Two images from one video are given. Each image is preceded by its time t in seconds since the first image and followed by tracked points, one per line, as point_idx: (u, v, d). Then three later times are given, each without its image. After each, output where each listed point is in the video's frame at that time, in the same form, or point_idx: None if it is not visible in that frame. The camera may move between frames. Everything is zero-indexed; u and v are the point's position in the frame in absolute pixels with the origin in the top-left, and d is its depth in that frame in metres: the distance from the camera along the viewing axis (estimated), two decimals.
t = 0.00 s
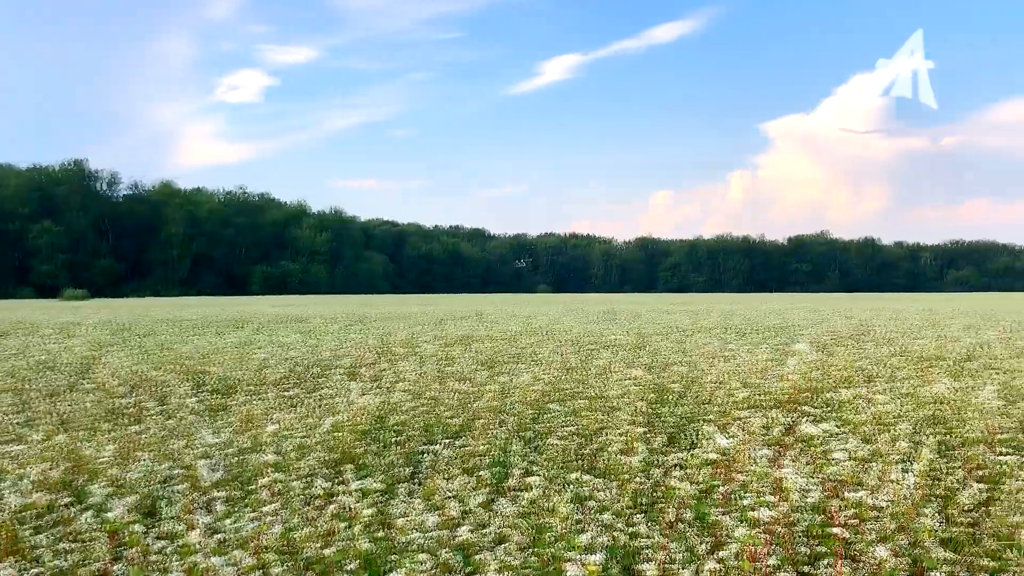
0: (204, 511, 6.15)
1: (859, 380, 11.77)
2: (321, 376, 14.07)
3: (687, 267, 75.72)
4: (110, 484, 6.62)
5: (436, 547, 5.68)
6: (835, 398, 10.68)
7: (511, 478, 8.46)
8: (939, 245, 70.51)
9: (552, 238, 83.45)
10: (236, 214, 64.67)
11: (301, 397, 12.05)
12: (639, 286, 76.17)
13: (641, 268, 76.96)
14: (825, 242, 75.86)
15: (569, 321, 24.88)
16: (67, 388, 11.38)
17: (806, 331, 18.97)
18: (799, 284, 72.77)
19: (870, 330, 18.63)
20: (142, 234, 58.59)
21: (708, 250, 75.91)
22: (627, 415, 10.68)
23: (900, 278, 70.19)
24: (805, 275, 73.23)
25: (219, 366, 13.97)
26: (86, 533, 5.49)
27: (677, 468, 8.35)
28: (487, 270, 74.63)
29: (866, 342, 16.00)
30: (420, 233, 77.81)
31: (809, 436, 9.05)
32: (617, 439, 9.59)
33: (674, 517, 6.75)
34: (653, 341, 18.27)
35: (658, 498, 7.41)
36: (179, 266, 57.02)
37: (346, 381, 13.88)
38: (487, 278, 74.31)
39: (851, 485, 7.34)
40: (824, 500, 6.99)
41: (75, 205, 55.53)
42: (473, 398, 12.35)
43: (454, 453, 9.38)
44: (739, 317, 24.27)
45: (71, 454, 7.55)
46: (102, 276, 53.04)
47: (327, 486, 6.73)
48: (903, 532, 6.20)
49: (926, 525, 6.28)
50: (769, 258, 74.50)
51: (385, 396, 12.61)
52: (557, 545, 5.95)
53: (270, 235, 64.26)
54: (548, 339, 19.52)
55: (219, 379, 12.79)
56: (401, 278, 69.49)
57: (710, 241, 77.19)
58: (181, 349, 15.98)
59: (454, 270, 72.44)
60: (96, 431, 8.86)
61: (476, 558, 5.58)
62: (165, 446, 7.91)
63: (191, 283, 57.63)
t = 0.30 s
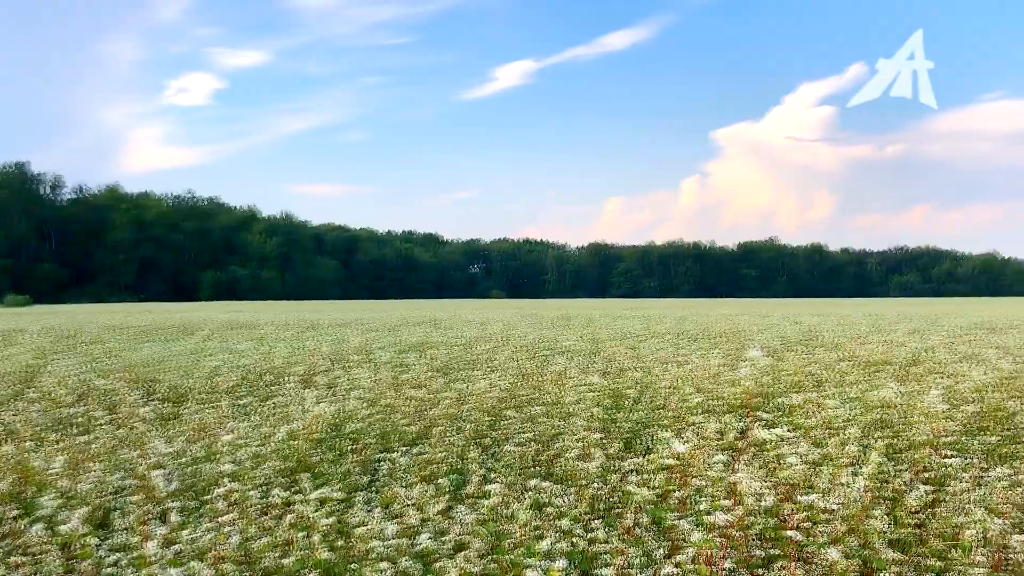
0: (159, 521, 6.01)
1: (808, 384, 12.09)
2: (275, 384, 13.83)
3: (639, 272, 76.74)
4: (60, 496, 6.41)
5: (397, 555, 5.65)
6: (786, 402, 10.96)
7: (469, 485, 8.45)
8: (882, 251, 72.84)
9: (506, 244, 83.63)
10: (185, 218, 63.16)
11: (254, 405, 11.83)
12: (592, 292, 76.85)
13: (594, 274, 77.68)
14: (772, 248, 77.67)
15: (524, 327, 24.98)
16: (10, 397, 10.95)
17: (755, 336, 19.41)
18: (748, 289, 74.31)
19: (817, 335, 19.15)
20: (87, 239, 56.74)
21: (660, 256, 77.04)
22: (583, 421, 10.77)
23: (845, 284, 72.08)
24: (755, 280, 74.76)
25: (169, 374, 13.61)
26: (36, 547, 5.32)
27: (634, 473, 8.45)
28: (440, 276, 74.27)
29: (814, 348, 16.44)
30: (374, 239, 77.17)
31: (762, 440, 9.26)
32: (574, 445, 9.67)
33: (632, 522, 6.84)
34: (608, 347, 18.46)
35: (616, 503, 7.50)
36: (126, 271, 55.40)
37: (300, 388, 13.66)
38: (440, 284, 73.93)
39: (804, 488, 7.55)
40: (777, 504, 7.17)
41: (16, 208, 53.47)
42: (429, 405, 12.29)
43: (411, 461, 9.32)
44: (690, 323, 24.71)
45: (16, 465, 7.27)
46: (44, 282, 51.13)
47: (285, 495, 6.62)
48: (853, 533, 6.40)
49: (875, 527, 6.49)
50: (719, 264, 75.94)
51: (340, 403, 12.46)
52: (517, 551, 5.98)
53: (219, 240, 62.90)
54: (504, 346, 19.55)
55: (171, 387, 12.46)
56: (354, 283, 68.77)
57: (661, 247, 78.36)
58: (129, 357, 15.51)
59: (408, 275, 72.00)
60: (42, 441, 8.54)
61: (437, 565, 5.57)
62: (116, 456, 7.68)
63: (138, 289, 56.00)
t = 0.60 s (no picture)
0: (114, 534, 5.90)
1: (762, 391, 12.37)
2: (232, 393, 13.61)
3: (597, 280, 77.48)
4: (10, 510, 6.25)
5: (358, 565, 5.63)
6: (742, 409, 11.21)
7: (430, 493, 8.45)
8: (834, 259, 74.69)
9: (464, 252, 83.60)
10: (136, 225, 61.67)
11: (211, 415, 11.63)
12: (550, 299, 77.21)
13: (552, 281, 78.13)
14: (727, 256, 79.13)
15: (483, 335, 25.02)
16: None
17: (711, 343, 19.76)
18: (704, 296, 75.35)
19: (771, 342, 19.60)
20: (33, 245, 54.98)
21: (617, 263, 77.92)
22: (543, 428, 10.84)
23: (797, 292, 73.59)
24: (711, 287, 75.78)
25: (122, 384, 13.30)
26: None
27: (594, 480, 8.56)
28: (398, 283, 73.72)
29: (768, 354, 16.80)
30: (331, 246, 76.42)
31: (718, 446, 9.45)
32: (535, 452, 9.73)
33: (592, 528, 6.94)
34: (566, 355, 18.61)
35: (576, 510, 7.59)
36: (75, 278, 53.84)
37: (257, 398, 13.47)
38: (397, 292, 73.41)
39: (760, 493, 7.75)
40: (734, 509, 7.34)
41: None
42: (388, 414, 12.22)
43: (371, 471, 9.27)
44: (647, 330, 25.04)
45: None
46: None
47: (244, 505, 6.54)
48: (808, 537, 6.59)
49: (829, 531, 6.69)
50: (674, 272, 77.09)
51: (298, 413, 12.32)
52: (478, 559, 6.01)
53: (173, 247, 61.54)
54: (463, 354, 19.55)
55: (124, 397, 12.18)
56: (310, 290, 67.97)
57: (619, 254, 79.26)
58: (80, 367, 15.09)
59: (365, 282, 71.39)
60: None
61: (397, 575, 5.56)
62: (68, 467, 7.50)
63: (88, 297, 54.44)
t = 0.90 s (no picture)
0: (71, 549, 5.80)
1: (721, 398, 12.62)
2: (189, 404, 13.36)
3: (557, 288, 77.92)
4: None
5: None
6: (701, 415, 11.41)
7: (392, 503, 8.42)
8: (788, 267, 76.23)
9: (423, 260, 83.28)
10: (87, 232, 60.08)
11: (167, 426, 11.42)
12: (509, 307, 77.29)
13: (512, 289, 78.31)
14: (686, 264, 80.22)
15: (444, 343, 24.97)
16: None
17: (671, 351, 20.04)
18: (662, 303, 76.11)
19: (729, 349, 19.95)
20: None
21: (576, 271, 78.51)
22: (504, 437, 10.88)
23: (754, 300, 74.85)
24: (669, 295, 76.01)
25: (75, 395, 12.97)
26: None
27: (556, 488, 8.63)
28: (356, 291, 72.99)
29: (726, 362, 17.11)
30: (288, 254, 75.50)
31: (678, 453, 9.61)
32: (496, 461, 9.76)
33: (555, 536, 7.00)
34: (527, 363, 18.70)
35: (539, 518, 7.65)
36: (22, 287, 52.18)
37: (216, 408, 13.25)
38: (355, 299, 72.59)
39: (719, 499, 7.91)
40: (694, 514, 7.48)
41: None
42: (348, 424, 12.13)
43: (333, 481, 9.20)
44: (607, 338, 25.29)
45: None
46: None
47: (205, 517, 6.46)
48: (765, 542, 6.77)
49: (786, 535, 6.87)
50: (633, 280, 77.94)
51: (257, 423, 12.15)
52: (442, 568, 6.04)
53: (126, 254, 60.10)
54: (424, 363, 19.49)
55: (77, 409, 11.88)
56: (265, 299, 67.00)
57: (579, 262, 79.84)
58: (30, 378, 14.67)
59: (322, 290, 70.36)
60: None
61: None
62: (21, 480, 7.31)
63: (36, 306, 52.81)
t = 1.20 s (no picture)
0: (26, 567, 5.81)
1: (680, 404, 12.83)
2: (145, 415, 13.11)
3: (517, 295, 78.15)
4: None
5: None
6: (661, 422, 11.60)
7: (355, 514, 8.38)
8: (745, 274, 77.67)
9: (383, 268, 82.81)
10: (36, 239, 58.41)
11: (123, 437, 11.19)
12: (469, 314, 77.20)
13: (473, 296, 78.28)
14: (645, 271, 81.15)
15: (404, 352, 24.86)
16: None
17: (631, 358, 20.29)
18: (622, 310, 76.77)
19: (687, 356, 20.28)
20: None
21: (536, 279, 78.89)
22: (467, 446, 10.90)
23: (712, 306, 76.01)
24: (628, 302, 77.19)
25: (25, 407, 12.61)
26: None
27: (519, 496, 8.69)
28: (314, 299, 72.13)
29: (684, 369, 17.40)
30: (245, 262, 74.36)
31: (640, 460, 9.75)
32: (459, 470, 9.78)
33: (518, 544, 7.07)
34: (489, 371, 18.74)
35: (503, 526, 7.70)
36: None
37: (173, 419, 13.02)
38: (314, 308, 71.82)
39: (679, 505, 8.07)
40: (655, 520, 7.63)
41: None
42: (309, 434, 12.02)
43: (295, 492, 9.12)
44: (568, 345, 25.46)
45: None
46: None
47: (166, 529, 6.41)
48: (726, 546, 6.94)
49: (746, 540, 7.04)
50: (593, 288, 78.62)
51: (216, 434, 11.97)
52: None
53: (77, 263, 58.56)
54: (385, 372, 19.39)
55: (28, 421, 11.56)
56: (221, 308, 65.82)
57: (539, 271, 80.25)
58: None
59: (280, 299, 69.42)
60: None
61: None
62: None
63: None
